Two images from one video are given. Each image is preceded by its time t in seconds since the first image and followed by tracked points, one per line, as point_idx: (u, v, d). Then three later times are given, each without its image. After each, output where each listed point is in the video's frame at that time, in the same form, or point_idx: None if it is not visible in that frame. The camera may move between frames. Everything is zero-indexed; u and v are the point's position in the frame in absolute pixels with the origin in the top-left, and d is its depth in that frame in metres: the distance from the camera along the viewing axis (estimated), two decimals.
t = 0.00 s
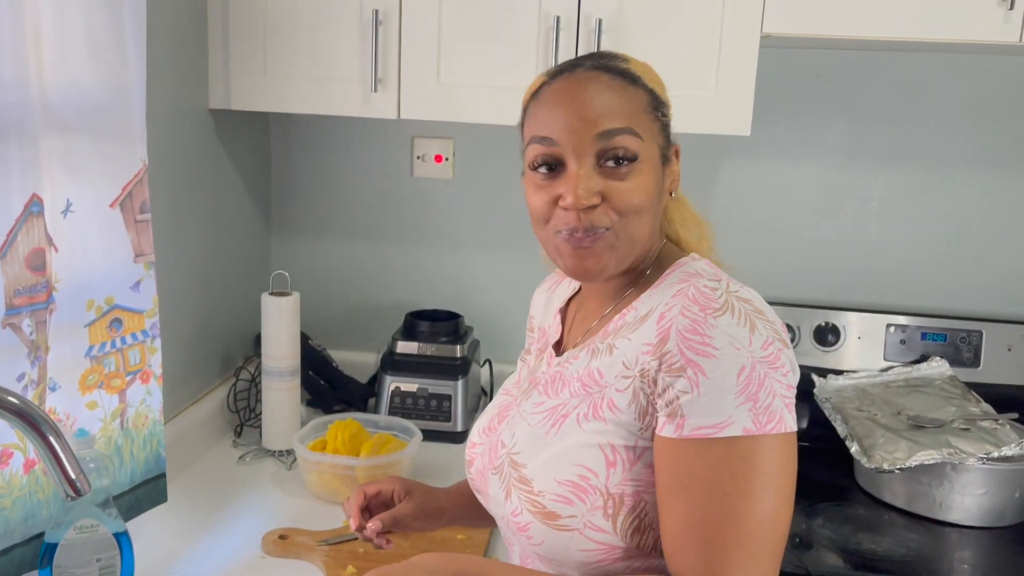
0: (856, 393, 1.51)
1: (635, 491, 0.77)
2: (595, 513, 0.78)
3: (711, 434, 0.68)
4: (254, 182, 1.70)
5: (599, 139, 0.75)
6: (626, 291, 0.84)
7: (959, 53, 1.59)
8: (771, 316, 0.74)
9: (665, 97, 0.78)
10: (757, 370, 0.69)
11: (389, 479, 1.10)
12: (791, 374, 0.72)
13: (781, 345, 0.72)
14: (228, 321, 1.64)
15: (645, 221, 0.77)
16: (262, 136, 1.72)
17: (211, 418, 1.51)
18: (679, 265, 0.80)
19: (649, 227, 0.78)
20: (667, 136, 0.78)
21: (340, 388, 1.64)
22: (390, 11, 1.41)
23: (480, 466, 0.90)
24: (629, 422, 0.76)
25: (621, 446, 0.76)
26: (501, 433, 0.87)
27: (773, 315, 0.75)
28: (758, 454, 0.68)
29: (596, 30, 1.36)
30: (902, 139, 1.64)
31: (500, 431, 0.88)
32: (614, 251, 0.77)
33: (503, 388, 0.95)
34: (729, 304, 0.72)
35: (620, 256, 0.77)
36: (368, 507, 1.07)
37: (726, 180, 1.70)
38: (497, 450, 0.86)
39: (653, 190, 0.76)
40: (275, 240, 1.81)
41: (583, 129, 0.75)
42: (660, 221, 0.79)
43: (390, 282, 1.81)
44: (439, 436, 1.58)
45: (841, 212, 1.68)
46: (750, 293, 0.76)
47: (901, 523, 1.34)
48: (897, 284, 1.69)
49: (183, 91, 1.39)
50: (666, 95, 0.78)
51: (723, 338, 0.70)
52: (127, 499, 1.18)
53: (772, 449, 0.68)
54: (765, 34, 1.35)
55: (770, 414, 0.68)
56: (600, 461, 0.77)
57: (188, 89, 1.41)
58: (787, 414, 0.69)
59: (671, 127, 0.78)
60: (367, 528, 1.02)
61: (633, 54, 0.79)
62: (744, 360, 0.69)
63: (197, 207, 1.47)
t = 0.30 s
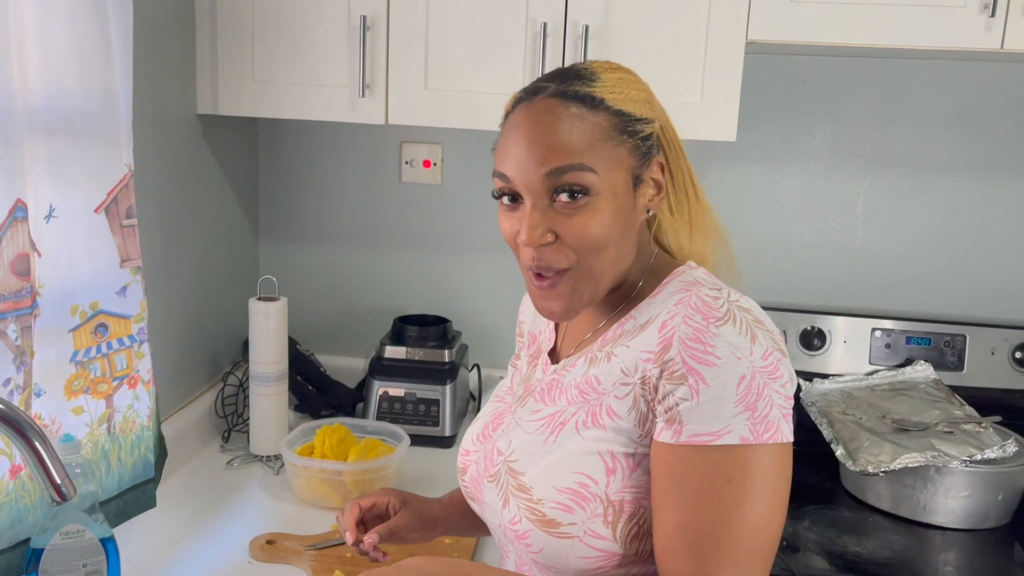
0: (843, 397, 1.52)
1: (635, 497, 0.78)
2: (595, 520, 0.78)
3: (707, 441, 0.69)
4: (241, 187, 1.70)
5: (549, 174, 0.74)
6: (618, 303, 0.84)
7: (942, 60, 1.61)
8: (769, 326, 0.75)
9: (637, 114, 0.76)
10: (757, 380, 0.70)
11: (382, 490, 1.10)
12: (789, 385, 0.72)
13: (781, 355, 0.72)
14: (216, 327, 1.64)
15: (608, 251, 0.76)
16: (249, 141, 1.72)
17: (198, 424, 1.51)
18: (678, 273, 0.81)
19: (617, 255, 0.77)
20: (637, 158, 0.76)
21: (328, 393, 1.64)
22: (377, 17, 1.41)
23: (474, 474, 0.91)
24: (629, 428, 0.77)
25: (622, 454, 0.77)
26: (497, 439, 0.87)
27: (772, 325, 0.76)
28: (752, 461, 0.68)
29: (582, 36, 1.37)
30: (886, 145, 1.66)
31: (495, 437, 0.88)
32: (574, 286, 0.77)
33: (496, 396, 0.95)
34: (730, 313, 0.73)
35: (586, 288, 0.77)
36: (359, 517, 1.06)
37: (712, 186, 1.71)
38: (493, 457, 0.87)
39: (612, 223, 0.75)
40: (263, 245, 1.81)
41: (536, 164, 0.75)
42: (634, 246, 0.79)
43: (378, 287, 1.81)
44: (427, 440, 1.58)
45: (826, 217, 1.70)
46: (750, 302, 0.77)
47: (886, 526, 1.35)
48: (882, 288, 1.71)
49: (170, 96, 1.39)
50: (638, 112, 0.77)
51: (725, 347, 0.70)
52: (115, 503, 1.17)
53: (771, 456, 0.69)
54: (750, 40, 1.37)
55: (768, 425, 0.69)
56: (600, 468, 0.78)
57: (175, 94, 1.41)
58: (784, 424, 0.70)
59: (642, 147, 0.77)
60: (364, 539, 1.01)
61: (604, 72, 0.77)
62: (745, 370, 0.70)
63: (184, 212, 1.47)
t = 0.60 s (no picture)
0: (830, 400, 1.52)
1: (624, 506, 0.78)
2: (585, 529, 0.78)
3: (692, 449, 0.69)
4: (231, 191, 1.70)
5: (543, 185, 0.75)
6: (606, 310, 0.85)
7: (928, 65, 1.62)
8: (758, 332, 0.75)
9: (630, 121, 0.76)
10: (745, 388, 0.70)
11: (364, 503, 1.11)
12: (778, 393, 0.72)
13: (768, 362, 0.72)
14: (205, 331, 1.63)
15: (600, 260, 0.77)
16: (238, 145, 1.72)
17: (187, 428, 1.51)
18: (666, 278, 0.81)
19: (609, 263, 0.78)
20: (629, 166, 0.77)
21: (317, 397, 1.64)
22: (366, 22, 1.42)
23: (464, 483, 0.91)
24: (618, 436, 0.77)
25: (611, 462, 0.77)
26: (486, 447, 0.88)
27: (761, 331, 0.76)
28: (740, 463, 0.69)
29: (571, 42, 1.38)
30: (873, 149, 1.67)
31: (484, 446, 0.88)
32: (567, 296, 0.78)
33: (485, 403, 0.96)
34: (718, 320, 0.73)
35: (578, 295, 0.78)
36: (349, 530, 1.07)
37: (701, 190, 1.72)
38: (482, 466, 0.87)
39: (605, 233, 0.76)
40: (253, 249, 1.81)
41: (529, 175, 0.75)
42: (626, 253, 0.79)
43: (368, 291, 1.81)
44: (417, 445, 1.58)
45: (814, 221, 1.71)
46: (739, 309, 0.77)
47: (873, 528, 1.36)
48: (869, 292, 1.72)
49: (158, 100, 1.39)
50: (631, 119, 0.76)
51: (714, 355, 0.71)
52: (100, 508, 1.17)
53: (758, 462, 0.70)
54: (736, 45, 1.38)
55: (756, 433, 0.69)
56: (589, 477, 0.78)
57: (164, 98, 1.41)
58: (771, 432, 0.70)
59: (634, 155, 0.77)
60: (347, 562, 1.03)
61: (596, 78, 0.77)
62: (733, 377, 0.70)
63: (173, 215, 1.47)
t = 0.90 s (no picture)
0: (822, 403, 1.52)
1: (604, 521, 0.78)
2: (563, 545, 0.78)
3: (664, 463, 0.68)
4: (222, 194, 1.70)
5: (487, 186, 0.74)
6: (587, 320, 0.84)
7: (917, 69, 1.64)
8: (735, 339, 0.74)
9: (592, 129, 0.74)
10: (715, 401, 0.69)
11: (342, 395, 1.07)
12: (754, 403, 0.71)
13: (743, 372, 0.71)
14: (196, 335, 1.63)
15: (547, 269, 0.75)
16: (230, 148, 1.71)
17: (178, 432, 1.50)
18: (645, 285, 0.80)
19: (560, 273, 0.75)
20: (588, 176, 0.74)
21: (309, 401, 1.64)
22: (358, 25, 1.42)
23: (451, 492, 0.91)
24: (595, 450, 0.76)
25: (589, 477, 0.77)
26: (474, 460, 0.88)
27: (739, 338, 0.75)
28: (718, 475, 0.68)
29: (562, 46, 1.39)
30: (863, 152, 1.68)
31: (473, 458, 0.89)
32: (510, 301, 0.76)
33: (477, 408, 0.96)
34: (692, 329, 0.72)
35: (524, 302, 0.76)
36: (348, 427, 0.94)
37: (692, 194, 1.73)
38: (467, 478, 0.88)
39: (551, 241, 0.73)
40: (244, 253, 1.81)
41: (475, 176, 0.74)
42: (584, 265, 0.77)
43: (360, 295, 1.81)
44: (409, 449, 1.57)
45: (804, 224, 1.71)
46: (716, 316, 0.75)
47: (865, 530, 1.36)
48: (859, 295, 1.73)
49: (150, 103, 1.39)
50: (594, 127, 0.74)
51: (683, 367, 0.70)
52: (89, 512, 1.17)
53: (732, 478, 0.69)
54: (728, 49, 1.38)
55: (727, 447, 0.68)
56: (567, 492, 0.78)
57: (155, 101, 1.41)
58: (746, 446, 0.69)
59: (593, 165, 0.74)
60: (334, 445, 0.89)
61: (563, 85, 0.75)
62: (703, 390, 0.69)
63: (164, 219, 1.46)
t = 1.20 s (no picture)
0: (817, 405, 1.53)
1: (589, 536, 0.78)
2: (544, 557, 0.78)
3: (653, 482, 0.68)
4: (217, 197, 1.70)
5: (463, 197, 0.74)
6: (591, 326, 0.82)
7: (911, 72, 1.64)
8: (739, 362, 0.73)
9: (567, 131, 0.73)
10: (711, 425, 0.68)
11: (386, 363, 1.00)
12: (753, 429, 0.69)
13: (744, 396, 0.70)
14: (191, 338, 1.63)
15: (529, 277, 0.74)
16: (225, 151, 1.71)
17: (172, 435, 1.50)
18: (654, 295, 0.79)
19: (542, 279, 0.75)
20: (565, 180, 0.73)
21: (304, 404, 1.64)
22: (354, 28, 1.42)
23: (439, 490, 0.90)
24: (587, 462, 0.76)
25: (577, 489, 0.77)
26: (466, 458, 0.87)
27: (743, 360, 0.73)
28: (711, 499, 0.67)
29: (557, 49, 1.39)
30: (857, 156, 1.69)
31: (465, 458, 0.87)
32: (495, 308, 0.77)
33: (475, 402, 0.92)
34: (693, 348, 0.71)
35: (508, 309, 0.76)
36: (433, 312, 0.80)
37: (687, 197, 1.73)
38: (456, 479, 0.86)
39: (530, 248, 0.73)
40: (240, 256, 1.81)
41: (452, 187, 0.75)
42: (569, 270, 0.76)
43: (356, 297, 1.81)
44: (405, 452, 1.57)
45: (799, 227, 1.72)
46: (721, 335, 0.74)
47: (860, 533, 1.36)
48: (854, 297, 1.73)
49: (145, 106, 1.39)
50: (568, 129, 0.73)
51: (680, 387, 0.69)
52: (84, 516, 1.17)
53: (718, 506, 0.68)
54: (722, 53, 1.39)
55: (719, 472, 0.67)
56: (554, 503, 0.77)
57: (151, 104, 1.41)
58: (740, 472, 0.68)
59: (570, 169, 0.73)
60: (414, 346, 0.77)
61: (537, 87, 0.74)
62: (699, 412, 0.68)
63: (160, 222, 1.46)
